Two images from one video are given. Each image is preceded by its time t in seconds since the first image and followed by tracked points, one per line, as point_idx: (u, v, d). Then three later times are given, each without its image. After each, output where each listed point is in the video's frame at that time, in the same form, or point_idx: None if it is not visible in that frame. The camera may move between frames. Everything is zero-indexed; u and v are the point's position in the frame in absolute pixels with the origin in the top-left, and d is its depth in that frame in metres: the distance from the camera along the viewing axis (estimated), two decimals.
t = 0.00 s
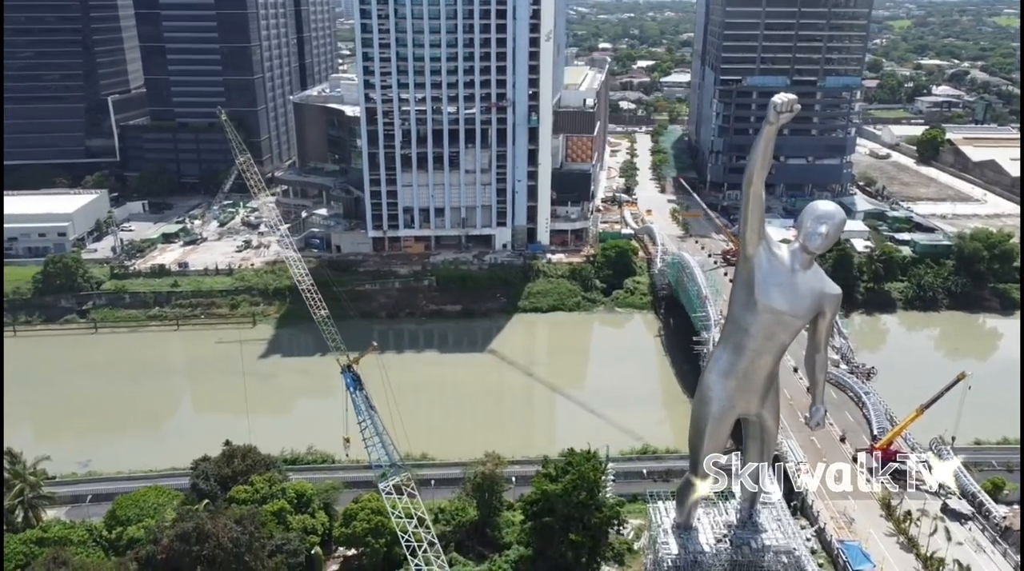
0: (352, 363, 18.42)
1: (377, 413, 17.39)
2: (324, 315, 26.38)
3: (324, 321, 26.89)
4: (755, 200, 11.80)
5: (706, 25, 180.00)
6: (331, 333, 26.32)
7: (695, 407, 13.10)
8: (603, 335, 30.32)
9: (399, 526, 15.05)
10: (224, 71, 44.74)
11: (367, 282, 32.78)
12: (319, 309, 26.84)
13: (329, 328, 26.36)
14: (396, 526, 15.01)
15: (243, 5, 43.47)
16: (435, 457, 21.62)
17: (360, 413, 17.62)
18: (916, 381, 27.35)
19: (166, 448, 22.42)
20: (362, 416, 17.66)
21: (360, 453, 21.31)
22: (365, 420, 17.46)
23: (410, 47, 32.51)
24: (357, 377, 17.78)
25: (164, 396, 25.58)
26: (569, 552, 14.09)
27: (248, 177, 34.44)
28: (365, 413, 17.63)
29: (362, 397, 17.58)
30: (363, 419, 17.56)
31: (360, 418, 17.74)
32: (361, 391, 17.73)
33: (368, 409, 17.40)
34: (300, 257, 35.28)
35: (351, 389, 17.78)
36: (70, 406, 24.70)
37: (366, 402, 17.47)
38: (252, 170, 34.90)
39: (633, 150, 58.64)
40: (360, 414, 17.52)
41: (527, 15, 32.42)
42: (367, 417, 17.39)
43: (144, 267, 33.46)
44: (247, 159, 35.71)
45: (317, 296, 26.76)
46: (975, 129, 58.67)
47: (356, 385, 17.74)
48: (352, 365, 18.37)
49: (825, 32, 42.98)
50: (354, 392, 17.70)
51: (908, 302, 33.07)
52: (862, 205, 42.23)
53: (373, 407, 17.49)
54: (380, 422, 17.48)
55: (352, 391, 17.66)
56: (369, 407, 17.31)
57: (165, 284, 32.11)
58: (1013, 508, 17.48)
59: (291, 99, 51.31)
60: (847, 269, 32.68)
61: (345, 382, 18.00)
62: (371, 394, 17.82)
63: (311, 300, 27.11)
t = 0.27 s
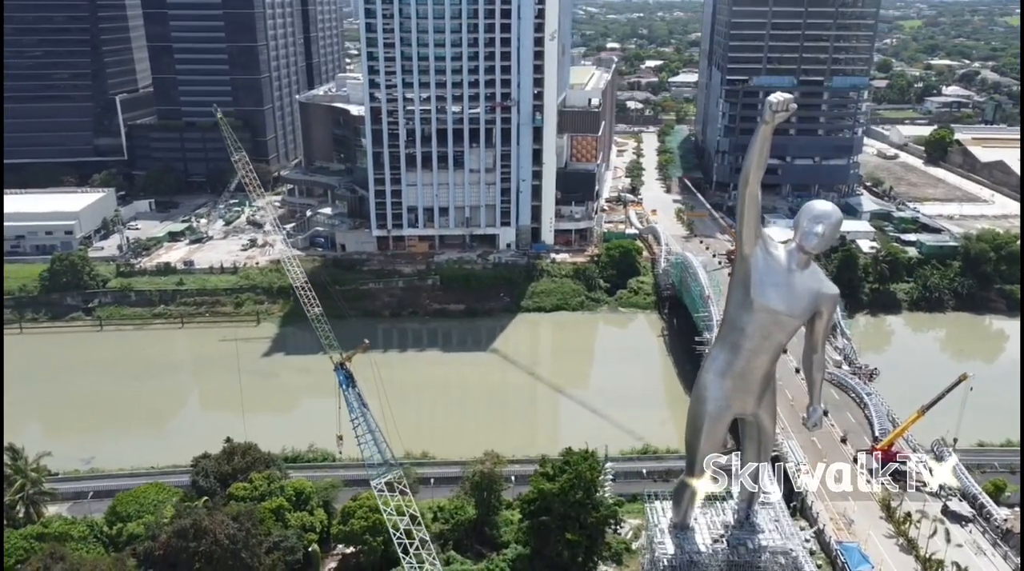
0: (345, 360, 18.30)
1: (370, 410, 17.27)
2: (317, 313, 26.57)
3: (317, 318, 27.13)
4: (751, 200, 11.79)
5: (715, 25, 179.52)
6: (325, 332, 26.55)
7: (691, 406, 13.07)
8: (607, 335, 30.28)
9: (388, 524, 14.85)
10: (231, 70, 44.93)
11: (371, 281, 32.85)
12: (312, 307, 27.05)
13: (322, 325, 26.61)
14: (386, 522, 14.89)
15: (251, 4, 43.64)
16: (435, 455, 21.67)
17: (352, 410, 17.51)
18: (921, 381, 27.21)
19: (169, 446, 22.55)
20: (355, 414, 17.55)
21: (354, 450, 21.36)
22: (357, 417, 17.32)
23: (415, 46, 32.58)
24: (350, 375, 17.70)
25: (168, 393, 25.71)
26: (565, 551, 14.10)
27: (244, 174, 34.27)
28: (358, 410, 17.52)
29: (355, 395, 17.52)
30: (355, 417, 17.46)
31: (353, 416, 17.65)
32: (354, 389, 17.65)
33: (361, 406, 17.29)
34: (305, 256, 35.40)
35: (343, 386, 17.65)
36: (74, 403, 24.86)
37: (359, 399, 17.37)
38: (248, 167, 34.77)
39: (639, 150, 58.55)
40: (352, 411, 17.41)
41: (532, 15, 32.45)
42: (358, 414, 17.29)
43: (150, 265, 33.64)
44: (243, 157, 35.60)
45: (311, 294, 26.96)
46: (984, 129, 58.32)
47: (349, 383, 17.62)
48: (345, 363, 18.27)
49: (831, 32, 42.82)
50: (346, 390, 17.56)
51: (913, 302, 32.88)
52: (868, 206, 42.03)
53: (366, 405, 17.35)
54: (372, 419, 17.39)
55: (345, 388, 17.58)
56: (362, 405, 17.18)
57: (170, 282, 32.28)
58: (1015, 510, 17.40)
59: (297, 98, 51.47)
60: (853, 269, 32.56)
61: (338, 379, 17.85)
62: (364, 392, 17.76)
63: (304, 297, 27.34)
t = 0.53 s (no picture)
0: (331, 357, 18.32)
1: (357, 408, 17.41)
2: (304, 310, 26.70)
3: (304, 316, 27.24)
4: (741, 199, 11.77)
5: (720, 25, 179.21)
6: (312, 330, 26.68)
7: (682, 405, 13.06)
8: (606, 335, 30.25)
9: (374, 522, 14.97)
10: (233, 70, 45.05)
11: (370, 280, 32.90)
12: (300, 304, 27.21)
13: (310, 323, 26.76)
14: (373, 519, 14.95)
15: (253, 4, 43.73)
16: (431, 454, 21.70)
17: (339, 406, 17.63)
18: (920, 381, 27.15)
19: (167, 444, 22.62)
20: (342, 411, 17.67)
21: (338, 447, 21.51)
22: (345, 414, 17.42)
23: (415, 46, 32.60)
24: (335, 372, 17.64)
25: (166, 392, 25.80)
26: (556, 550, 14.11)
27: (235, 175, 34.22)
28: (345, 407, 17.64)
29: (341, 392, 17.61)
30: (341, 414, 17.59)
31: (339, 413, 17.79)
32: (341, 386, 17.73)
33: (347, 403, 17.44)
34: (305, 255, 35.48)
35: (330, 383, 17.68)
36: (73, 402, 24.95)
37: (345, 396, 17.51)
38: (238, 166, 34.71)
39: (641, 150, 58.48)
40: (339, 408, 17.53)
41: (532, 14, 32.47)
42: (345, 411, 17.44)
43: (150, 264, 33.75)
44: (233, 155, 35.50)
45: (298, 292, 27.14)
46: (988, 129, 58.13)
47: (335, 379, 17.65)
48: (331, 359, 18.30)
49: (833, 32, 42.71)
50: (332, 387, 17.65)
51: (913, 303, 32.79)
52: (870, 206, 41.93)
53: (353, 402, 17.46)
54: (358, 416, 17.52)
55: (331, 385, 17.63)
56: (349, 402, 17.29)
57: (170, 280, 32.38)
58: (1010, 511, 17.36)
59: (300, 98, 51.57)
60: (853, 269, 32.51)
61: (325, 376, 17.90)
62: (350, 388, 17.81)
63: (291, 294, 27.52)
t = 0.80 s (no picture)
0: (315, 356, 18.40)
1: (341, 405, 17.48)
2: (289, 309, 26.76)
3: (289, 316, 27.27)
4: (727, 197, 11.78)
5: (719, 26, 179.19)
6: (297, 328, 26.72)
7: (670, 404, 13.07)
8: (601, 334, 30.24)
9: (357, 522, 14.98)
10: (230, 70, 45.07)
11: (365, 280, 32.93)
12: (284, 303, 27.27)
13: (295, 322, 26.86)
14: (359, 517, 14.96)
15: (249, 3, 43.74)
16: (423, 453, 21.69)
17: (323, 404, 17.70)
18: (915, 381, 27.14)
19: (162, 443, 22.64)
20: (326, 409, 17.75)
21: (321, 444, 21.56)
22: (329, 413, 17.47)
23: (410, 45, 32.61)
24: (319, 370, 17.76)
25: (162, 391, 25.83)
26: (545, 548, 14.12)
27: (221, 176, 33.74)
28: (329, 405, 17.71)
29: (325, 389, 17.69)
30: (326, 412, 17.67)
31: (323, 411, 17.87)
32: (325, 383, 17.82)
33: (331, 401, 17.54)
34: (301, 254, 35.53)
35: (314, 381, 17.80)
36: (69, 401, 24.98)
37: (330, 394, 17.60)
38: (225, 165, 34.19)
39: (638, 149, 58.50)
40: (323, 406, 17.61)
41: (527, 14, 32.48)
42: (329, 409, 17.54)
43: (146, 264, 33.77)
44: (217, 152, 34.54)
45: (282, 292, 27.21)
46: (985, 129, 58.15)
47: (319, 377, 17.74)
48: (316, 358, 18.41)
49: (829, 31, 42.71)
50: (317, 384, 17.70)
51: (908, 302, 32.80)
52: (866, 205, 41.95)
53: (337, 400, 17.55)
54: (342, 414, 17.58)
55: (315, 383, 17.72)
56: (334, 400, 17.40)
57: (165, 280, 32.41)
58: (1001, 510, 17.36)
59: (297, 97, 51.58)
60: (848, 268, 32.54)
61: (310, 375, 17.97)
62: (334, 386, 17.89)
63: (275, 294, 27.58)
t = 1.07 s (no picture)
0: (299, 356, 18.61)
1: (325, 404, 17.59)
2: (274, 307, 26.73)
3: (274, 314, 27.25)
4: (713, 196, 11.79)
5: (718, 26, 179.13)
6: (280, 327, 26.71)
7: (657, 404, 13.07)
8: (596, 334, 30.24)
9: (341, 521, 15.01)
10: (226, 69, 45.08)
11: (360, 279, 32.94)
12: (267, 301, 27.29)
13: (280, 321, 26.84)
14: (348, 516, 14.98)
15: (245, 3, 43.74)
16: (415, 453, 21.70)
17: (307, 402, 17.80)
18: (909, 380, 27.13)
19: (156, 443, 22.64)
20: (310, 408, 17.82)
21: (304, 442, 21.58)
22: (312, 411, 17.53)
23: (404, 45, 32.61)
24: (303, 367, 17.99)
25: (156, 390, 25.83)
26: (533, 547, 14.13)
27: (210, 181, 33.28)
28: (313, 403, 17.82)
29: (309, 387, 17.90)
30: (310, 411, 17.74)
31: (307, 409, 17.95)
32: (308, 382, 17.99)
33: (315, 400, 17.64)
34: (296, 254, 35.55)
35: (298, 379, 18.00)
36: (62, 401, 24.96)
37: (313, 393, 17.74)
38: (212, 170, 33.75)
39: (635, 149, 58.51)
40: (306, 404, 17.72)
41: (522, 14, 32.49)
42: (313, 407, 17.66)
43: (140, 263, 33.79)
44: (201, 150, 34.80)
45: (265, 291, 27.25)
46: (982, 129, 58.18)
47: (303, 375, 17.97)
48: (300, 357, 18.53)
49: (825, 31, 42.71)
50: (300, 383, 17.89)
51: (903, 302, 32.82)
52: (862, 205, 41.99)
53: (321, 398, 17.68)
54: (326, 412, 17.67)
55: (300, 381, 17.93)
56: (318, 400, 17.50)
57: (160, 280, 32.43)
58: (992, 509, 17.37)
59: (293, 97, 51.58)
60: (843, 268, 32.57)
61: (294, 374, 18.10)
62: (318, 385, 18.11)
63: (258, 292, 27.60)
